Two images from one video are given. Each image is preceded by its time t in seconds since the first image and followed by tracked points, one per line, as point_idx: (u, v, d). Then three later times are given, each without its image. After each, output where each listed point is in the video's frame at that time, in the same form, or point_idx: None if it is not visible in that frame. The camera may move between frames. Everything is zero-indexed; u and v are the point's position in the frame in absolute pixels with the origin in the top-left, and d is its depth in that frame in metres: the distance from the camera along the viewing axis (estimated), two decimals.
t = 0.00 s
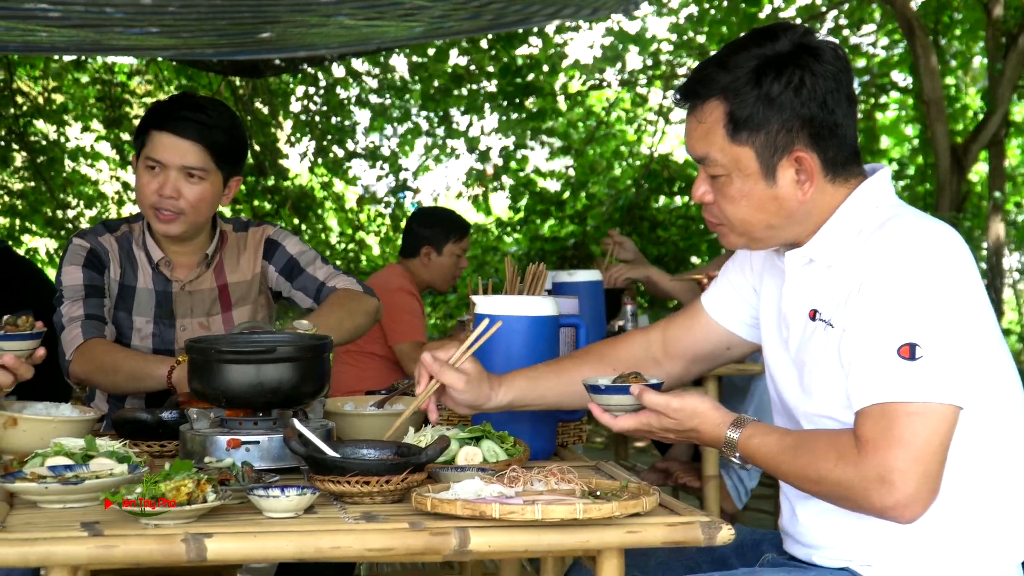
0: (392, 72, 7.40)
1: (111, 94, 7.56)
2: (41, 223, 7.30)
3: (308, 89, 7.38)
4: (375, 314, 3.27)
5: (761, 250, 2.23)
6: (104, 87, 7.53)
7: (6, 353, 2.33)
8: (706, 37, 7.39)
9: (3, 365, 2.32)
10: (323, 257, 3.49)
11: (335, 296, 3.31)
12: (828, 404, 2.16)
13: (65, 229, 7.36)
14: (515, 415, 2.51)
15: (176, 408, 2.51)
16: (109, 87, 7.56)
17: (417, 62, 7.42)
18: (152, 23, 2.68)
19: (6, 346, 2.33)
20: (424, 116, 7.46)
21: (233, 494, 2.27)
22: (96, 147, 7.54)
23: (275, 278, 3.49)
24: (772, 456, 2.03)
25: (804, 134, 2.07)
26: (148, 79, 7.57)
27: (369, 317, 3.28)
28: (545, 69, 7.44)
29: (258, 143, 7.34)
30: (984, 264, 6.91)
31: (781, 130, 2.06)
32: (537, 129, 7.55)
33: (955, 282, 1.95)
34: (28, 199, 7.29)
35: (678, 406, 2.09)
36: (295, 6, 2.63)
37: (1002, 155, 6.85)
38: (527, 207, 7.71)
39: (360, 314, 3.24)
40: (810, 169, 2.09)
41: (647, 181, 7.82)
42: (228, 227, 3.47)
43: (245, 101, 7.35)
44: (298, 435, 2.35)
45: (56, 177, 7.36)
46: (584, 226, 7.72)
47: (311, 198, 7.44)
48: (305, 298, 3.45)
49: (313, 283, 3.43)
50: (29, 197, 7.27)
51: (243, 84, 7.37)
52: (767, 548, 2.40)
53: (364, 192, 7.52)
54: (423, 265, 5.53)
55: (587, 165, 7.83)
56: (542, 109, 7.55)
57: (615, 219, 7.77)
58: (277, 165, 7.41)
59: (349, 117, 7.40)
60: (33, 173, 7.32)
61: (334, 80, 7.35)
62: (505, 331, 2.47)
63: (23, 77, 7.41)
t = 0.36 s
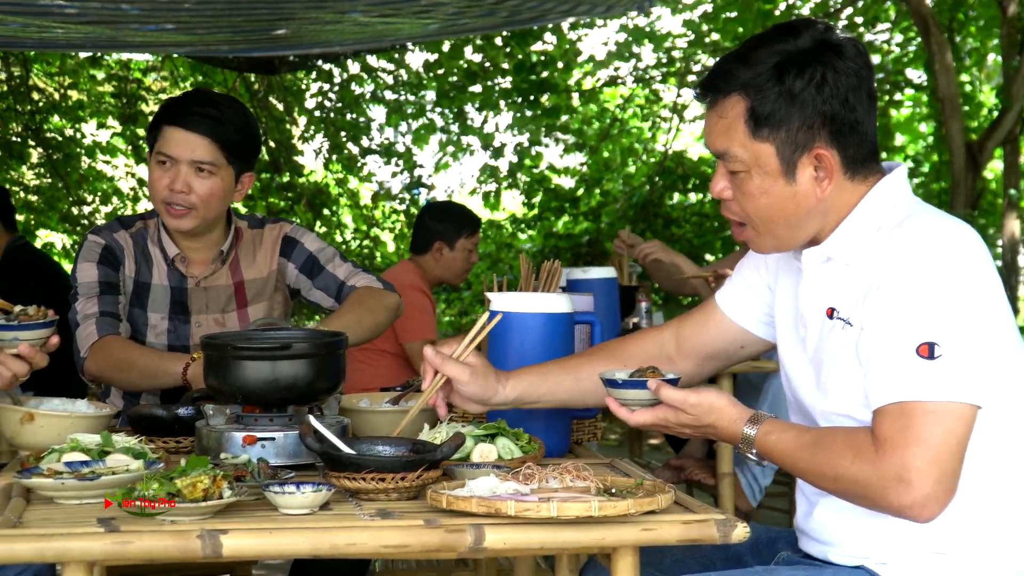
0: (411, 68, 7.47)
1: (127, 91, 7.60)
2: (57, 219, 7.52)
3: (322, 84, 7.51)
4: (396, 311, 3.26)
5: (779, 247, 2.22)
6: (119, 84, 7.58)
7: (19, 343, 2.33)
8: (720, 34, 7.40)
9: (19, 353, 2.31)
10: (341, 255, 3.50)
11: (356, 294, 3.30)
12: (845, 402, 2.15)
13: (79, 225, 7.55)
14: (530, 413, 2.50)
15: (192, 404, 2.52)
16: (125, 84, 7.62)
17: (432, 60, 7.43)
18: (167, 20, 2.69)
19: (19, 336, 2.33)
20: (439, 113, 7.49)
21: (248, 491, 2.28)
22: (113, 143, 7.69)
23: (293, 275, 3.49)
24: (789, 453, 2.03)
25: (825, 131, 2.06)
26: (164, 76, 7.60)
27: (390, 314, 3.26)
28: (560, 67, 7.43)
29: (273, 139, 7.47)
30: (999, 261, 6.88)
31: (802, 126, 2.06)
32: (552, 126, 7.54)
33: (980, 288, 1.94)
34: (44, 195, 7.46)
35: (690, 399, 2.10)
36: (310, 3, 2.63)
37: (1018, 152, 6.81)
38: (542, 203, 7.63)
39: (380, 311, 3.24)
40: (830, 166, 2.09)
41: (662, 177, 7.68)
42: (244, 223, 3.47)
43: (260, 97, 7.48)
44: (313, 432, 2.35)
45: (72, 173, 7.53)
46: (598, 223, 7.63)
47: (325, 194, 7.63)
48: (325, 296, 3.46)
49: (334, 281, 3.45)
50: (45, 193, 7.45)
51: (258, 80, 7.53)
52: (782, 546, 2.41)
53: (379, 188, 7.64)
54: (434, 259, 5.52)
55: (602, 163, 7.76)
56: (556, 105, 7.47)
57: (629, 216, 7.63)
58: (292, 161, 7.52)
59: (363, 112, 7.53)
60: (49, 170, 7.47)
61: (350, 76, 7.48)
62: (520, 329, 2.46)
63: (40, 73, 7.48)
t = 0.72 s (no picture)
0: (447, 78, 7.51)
1: (170, 102, 7.54)
2: (104, 229, 7.43)
3: (361, 95, 7.53)
4: (435, 327, 3.29)
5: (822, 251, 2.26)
6: (164, 97, 7.52)
7: (72, 347, 2.48)
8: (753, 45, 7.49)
9: (74, 356, 2.39)
10: (384, 266, 3.48)
11: (399, 308, 3.32)
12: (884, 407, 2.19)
13: (126, 235, 7.48)
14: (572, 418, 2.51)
15: (240, 409, 2.56)
16: (169, 97, 7.55)
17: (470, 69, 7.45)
18: (210, 32, 2.74)
19: (71, 342, 2.50)
20: (475, 123, 7.58)
21: (295, 494, 2.32)
22: (156, 152, 7.50)
23: (336, 285, 3.45)
24: (815, 452, 2.04)
25: (868, 136, 2.10)
26: (207, 89, 7.61)
27: (430, 328, 3.30)
28: (594, 78, 7.58)
29: (314, 150, 7.52)
30: None
31: (846, 130, 2.10)
32: (587, 135, 7.68)
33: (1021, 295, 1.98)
34: (90, 205, 7.41)
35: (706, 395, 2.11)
36: (349, 16, 2.67)
37: None
38: (579, 212, 7.73)
39: (422, 325, 3.27)
40: (873, 170, 2.12)
41: (695, 187, 7.82)
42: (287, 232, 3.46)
43: (300, 108, 7.49)
44: (357, 436, 2.39)
45: (117, 182, 7.42)
46: (633, 230, 7.73)
47: (364, 203, 7.63)
48: (365, 307, 3.42)
49: (375, 292, 3.41)
50: (91, 203, 7.40)
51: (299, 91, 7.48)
52: (820, 549, 2.44)
53: (417, 198, 7.68)
54: (473, 268, 5.58)
55: (636, 172, 7.79)
56: (591, 115, 7.67)
57: (664, 223, 7.74)
58: (331, 170, 7.57)
59: (402, 123, 7.54)
60: (97, 181, 7.42)
61: (387, 87, 7.50)
62: (561, 336, 2.48)
63: (81, 84, 7.42)
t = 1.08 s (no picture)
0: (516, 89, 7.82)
1: (246, 114, 7.92)
2: (183, 237, 7.88)
3: (432, 106, 7.79)
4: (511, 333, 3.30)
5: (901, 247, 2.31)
6: (239, 108, 7.90)
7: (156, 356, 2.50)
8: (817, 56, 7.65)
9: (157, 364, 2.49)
10: (462, 279, 3.54)
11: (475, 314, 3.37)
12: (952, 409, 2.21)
13: (203, 243, 7.93)
14: (647, 424, 2.53)
15: (318, 414, 2.60)
16: (244, 107, 7.93)
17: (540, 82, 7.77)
18: (285, 46, 2.84)
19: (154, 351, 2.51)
20: (544, 134, 7.84)
21: (375, 498, 2.36)
22: (232, 165, 7.96)
23: (414, 294, 3.52)
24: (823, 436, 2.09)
25: (958, 135, 2.14)
26: (282, 101, 7.85)
27: (507, 334, 3.33)
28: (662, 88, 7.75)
29: (387, 160, 7.77)
30: None
31: (936, 128, 2.14)
32: (655, 145, 7.85)
33: None
34: (167, 213, 7.87)
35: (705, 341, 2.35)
36: (420, 28, 2.75)
37: None
38: (646, 220, 7.91)
39: (497, 332, 3.30)
40: (959, 170, 2.16)
41: (762, 196, 7.91)
42: (363, 242, 3.54)
43: (373, 119, 7.75)
44: (435, 441, 2.43)
45: (194, 193, 7.88)
46: (700, 238, 7.90)
47: (435, 212, 7.81)
48: (444, 315, 3.50)
49: (454, 301, 3.49)
50: (169, 211, 7.85)
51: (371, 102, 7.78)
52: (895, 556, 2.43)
53: (488, 206, 7.90)
54: (543, 276, 5.47)
55: (703, 180, 7.96)
56: (661, 125, 7.86)
57: (731, 233, 7.91)
58: (402, 181, 7.78)
59: (473, 133, 7.82)
60: (176, 189, 7.88)
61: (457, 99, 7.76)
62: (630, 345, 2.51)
63: (161, 96, 7.88)
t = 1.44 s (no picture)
0: (593, 100, 8.49)
1: (330, 125, 8.88)
2: (267, 244, 8.84)
3: (510, 115, 8.61)
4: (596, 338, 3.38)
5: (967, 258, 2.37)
6: (324, 119, 8.88)
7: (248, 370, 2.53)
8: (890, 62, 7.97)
9: (249, 379, 2.52)
10: (544, 284, 3.59)
11: (559, 321, 3.43)
12: None
13: (287, 249, 8.86)
14: (731, 426, 2.55)
15: (407, 417, 2.66)
16: (328, 118, 8.90)
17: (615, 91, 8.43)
18: (368, 58, 2.93)
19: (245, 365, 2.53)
20: (620, 143, 8.51)
21: (465, 499, 2.40)
22: (316, 173, 8.91)
23: (498, 300, 3.57)
24: (988, 424, 2.10)
25: (1009, 136, 2.23)
26: (363, 111, 8.83)
27: (589, 340, 3.40)
28: (735, 94, 8.26)
29: (467, 170, 8.64)
30: None
31: (987, 127, 2.24)
32: (728, 151, 8.36)
33: None
34: (253, 221, 8.83)
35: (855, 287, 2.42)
36: (501, 39, 2.83)
37: None
38: (721, 227, 8.44)
39: (580, 337, 3.37)
40: (1010, 171, 2.24)
41: (836, 200, 8.15)
42: (448, 248, 3.61)
43: (452, 128, 8.62)
44: (523, 444, 2.47)
45: (281, 202, 8.83)
46: (776, 244, 8.26)
47: (515, 220, 8.69)
48: (528, 321, 3.55)
49: (537, 306, 3.53)
50: (257, 220, 8.81)
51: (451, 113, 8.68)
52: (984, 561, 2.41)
53: (564, 213, 8.71)
54: (611, 278, 5.62)
55: (778, 186, 8.35)
56: (734, 132, 8.33)
57: (804, 237, 8.22)
58: (482, 188, 8.67)
59: (550, 140, 8.54)
60: (263, 199, 8.86)
61: (536, 107, 8.55)
62: (720, 347, 2.50)
63: (249, 110, 8.89)
